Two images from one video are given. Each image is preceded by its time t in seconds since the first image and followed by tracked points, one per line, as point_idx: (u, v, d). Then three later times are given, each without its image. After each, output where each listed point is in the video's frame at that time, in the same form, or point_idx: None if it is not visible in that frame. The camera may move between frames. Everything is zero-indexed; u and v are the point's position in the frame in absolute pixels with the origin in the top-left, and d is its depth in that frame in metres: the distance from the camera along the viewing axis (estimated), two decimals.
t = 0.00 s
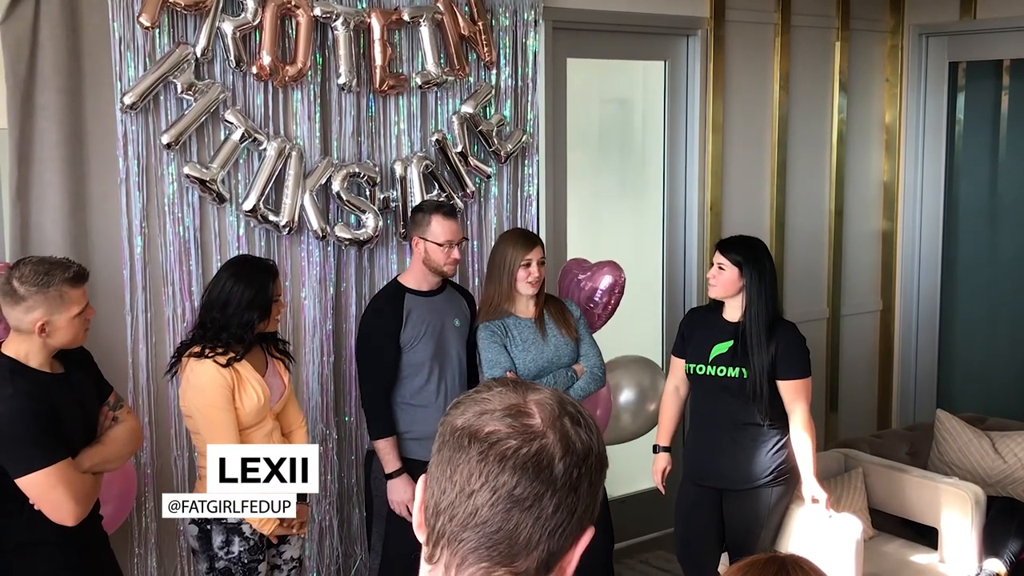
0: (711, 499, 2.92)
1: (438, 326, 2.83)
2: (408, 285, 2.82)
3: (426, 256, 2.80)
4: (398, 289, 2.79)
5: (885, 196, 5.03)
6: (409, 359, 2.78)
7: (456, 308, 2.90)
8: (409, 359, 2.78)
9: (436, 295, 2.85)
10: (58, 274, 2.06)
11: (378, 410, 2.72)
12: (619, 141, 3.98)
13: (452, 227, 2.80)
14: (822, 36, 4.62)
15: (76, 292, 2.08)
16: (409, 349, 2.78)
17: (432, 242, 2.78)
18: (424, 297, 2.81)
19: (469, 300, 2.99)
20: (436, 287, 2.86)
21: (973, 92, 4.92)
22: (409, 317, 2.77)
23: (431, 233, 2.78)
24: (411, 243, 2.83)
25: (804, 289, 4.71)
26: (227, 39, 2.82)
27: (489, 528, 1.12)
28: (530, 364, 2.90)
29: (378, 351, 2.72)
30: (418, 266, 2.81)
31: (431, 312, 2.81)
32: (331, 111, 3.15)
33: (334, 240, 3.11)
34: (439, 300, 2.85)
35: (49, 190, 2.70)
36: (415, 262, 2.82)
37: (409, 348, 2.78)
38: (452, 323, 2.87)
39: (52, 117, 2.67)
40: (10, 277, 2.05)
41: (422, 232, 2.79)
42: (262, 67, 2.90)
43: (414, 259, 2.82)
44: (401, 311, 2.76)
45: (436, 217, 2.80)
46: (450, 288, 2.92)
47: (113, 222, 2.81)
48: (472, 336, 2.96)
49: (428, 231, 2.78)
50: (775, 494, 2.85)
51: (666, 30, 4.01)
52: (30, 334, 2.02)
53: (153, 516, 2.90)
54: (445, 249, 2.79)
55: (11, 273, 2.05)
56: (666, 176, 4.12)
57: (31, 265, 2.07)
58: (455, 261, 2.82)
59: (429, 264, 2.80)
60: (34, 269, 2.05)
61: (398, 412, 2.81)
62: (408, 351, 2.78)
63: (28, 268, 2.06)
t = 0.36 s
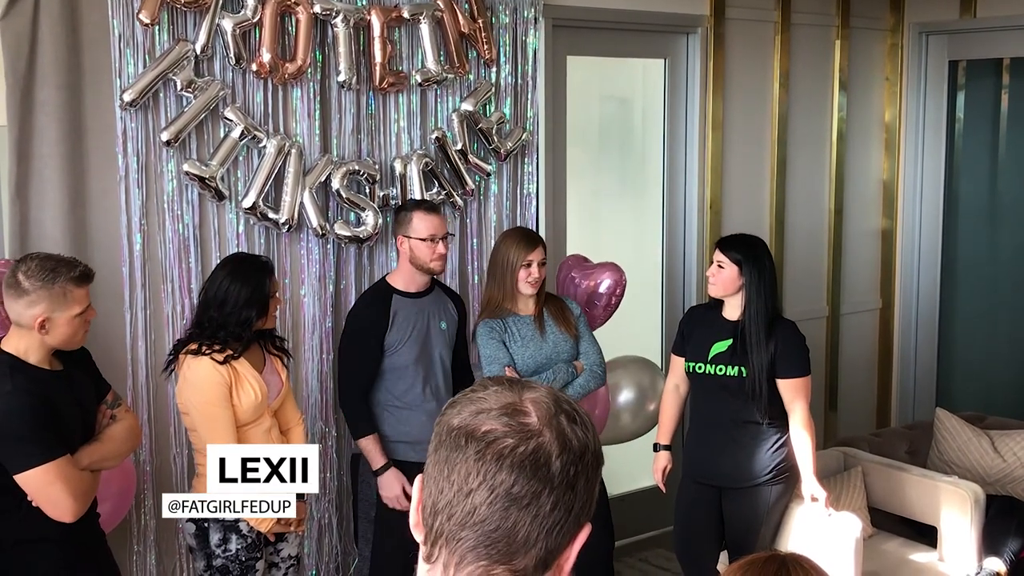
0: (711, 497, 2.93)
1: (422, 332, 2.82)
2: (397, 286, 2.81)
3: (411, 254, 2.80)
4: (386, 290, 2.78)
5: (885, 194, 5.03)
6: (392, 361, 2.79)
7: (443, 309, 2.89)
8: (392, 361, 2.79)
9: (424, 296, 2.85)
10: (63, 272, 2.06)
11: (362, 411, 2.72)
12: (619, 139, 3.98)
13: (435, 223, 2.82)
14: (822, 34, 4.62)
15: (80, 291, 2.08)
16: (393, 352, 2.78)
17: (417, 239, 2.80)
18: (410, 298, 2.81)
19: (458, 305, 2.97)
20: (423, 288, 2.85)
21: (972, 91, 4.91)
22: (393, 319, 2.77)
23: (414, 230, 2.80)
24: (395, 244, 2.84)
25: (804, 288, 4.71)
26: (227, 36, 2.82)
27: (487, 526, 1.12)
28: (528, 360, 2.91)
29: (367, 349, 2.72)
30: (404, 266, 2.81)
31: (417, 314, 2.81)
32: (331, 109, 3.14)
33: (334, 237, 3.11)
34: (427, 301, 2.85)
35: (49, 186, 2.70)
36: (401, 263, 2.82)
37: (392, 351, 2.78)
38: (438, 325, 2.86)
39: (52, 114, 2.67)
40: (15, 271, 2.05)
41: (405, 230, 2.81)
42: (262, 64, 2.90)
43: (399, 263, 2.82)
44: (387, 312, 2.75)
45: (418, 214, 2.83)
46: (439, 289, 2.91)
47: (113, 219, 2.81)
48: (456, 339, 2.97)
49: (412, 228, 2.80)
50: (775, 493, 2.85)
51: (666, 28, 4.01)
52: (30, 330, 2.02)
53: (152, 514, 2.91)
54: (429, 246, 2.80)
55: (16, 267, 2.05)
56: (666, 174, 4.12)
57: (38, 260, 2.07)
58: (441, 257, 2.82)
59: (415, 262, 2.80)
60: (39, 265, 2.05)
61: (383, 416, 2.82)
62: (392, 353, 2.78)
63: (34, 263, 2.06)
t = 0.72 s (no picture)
0: (709, 493, 2.93)
1: (424, 323, 2.83)
2: (396, 280, 2.81)
3: (415, 249, 2.79)
4: (386, 284, 2.78)
5: (884, 190, 5.02)
6: (396, 356, 2.79)
7: (443, 304, 2.89)
8: (395, 356, 2.79)
9: (424, 291, 2.84)
10: (60, 266, 2.07)
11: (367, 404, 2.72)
12: (619, 135, 3.97)
13: (439, 219, 2.82)
14: (822, 30, 4.61)
15: (76, 286, 2.08)
16: (396, 346, 2.79)
17: (420, 234, 2.79)
18: (412, 294, 2.81)
19: (458, 299, 2.97)
20: (425, 283, 2.86)
21: (972, 87, 4.93)
22: (397, 314, 2.77)
23: (418, 226, 2.80)
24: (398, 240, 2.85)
25: (804, 284, 4.71)
26: (225, 31, 2.82)
27: (485, 529, 1.11)
28: (525, 358, 2.91)
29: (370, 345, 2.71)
30: (408, 261, 2.81)
31: (419, 310, 2.81)
32: (330, 104, 3.14)
33: (332, 233, 3.11)
34: (427, 296, 2.85)
35: (47, 182, 2.69)
36: (403, 257, 2.81)
37: (396, 346, 2.79)
38: (441, 320, 2.87)
39: (50, 109, 2.67)
40: (12, 265, 2.05)
41: (409, 226, 2.80)
42: (261, 59, 2.89)
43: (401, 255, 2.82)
44: (390, 307, 2.76)
45: (422, 210, 2.82)
46: (439, 284, 2.91)
47: (111, 214, 2.81)
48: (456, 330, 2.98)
49: (415, 224, 2.79)
50: (774, 488, 2.85)
51: (666, 24, 4.00)
52: (26, 323, 2.01)
53: (151, 510, 2.91)
54: (434, 241, 2.80)
55: (13, 261, 2.06)
56: (666, 170, 4.12)
57: (34, 255, 2.07)
58: (444, 253, 2.82)
59: (418, 258, 2.80)
60: (36, 259, 2.06)
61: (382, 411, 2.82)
62: (395, 348, 2.79)
63: (30, 257, 2.07)
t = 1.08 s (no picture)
0: (706, 489, 2.93)
1: (427, 316, 2.82)
2: (397, 275, 2.81)
3: (420, 243, 2.80)
4: (387, 280, 2.78)
5: (883, 185, 5.04)
6: (399, 350, 2.79)
7: (446, 297, 2.89)
8: (398, 350, 2.79)
9: (426, 285, 2.84)
10: (53, 265, 2.06)
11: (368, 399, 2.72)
12: (617, 130, 3.97)
13: (442, 212, 2.84)
14: (820, 25, 4.60)
15: (68, 287, 2.08)
16: (398, 340, 2.79)
17: (425, 227, 2.81)
18: (414, 287, 2.81)
19: (461, 292, 2.97)
20: (427, 277, 2.86)
21: (970, 82, 4.90)
22: (399, 309, 2.77)
23: (421, 219, 2.82)
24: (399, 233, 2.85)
25: (802, 279, 4.70)
26: (223, 26, 2.82)
27: (479, 532, 1.10)
28: (524, 355, 2.91)
29: (368, 341, 2.72)
30: (410, 255, 2.81)
31: (421, 303, 2.81)
32: (328, 100, 3.14)
33: (330, 229, 3.11)
34: (429, 289, 2.85)
35: (44, 178, 2.69)
36: (405, 252, 2.81)
37: (398, 339, 2.79)
38: (443, 313, 2.87)
39: (47, 105, 2.66)
40: (6, 256, 2.05)
41: (411, 220, 2.82)
42: (259, 54, 2.89)
43: (403, 249, 2.82)
44: (392, 301, 2.76)
45: (425, 204, 2.84)
46: (440, 277, 2.91)
47: (108, 210, 2.80)
48: (460, 321, 2.97)
49: (420, 218, 2.81)
50: (773, 483, 2.85)
51: (665, 19, 3.99)
52: (10, 315, 2.00)
53: (149, 506, 2.91)
54: (439, 236, 2.81)
55: (9, 253, 2.05)
56: (664, 165, 4.12)
57: (30, 249, 2.07)
58: (448, 247, 2.83)
59: (422, 251, 2.81)
60: (30, 254, 2.05)
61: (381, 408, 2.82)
62: (397, 342, 2.79)
63: (26, 251, 2.06)
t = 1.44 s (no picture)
0: (704, 485, 2.92)
1: (426, 312, 2.82)
2: (397, 270, 2.80)
3: (425, 239, 2.79)
4: (386, 275, 2.77)
5: (879, 180, 5.05)
6: (398, 345, 2.79)
7: (446, 293, 2.88)
8: (397, 345, 2.79)
9: (426, 280, 2.83)
10: (86, 302, 2.01)
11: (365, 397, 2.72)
12: (613, 126, 3.96)
13: (448, 209, 2.83)
14: (817, 20, 4.59)
15: (88, 329, 2.02)
16: (397, 335, 2.79)
17: (432, 224, 2.80)
18: (414, 283, 2.80)
19: (461, 287, 2.95)
20: (426, 272, 2.85)
21: (967, 78, 4.90)
22: (398, 304, 2.76)
23: (429, 217, 2.80)
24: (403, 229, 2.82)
25: (799, 274, 4.70)
26: (219, 21, 2.81)
27: (481, 532, 1.09)
28: (521, 351, 2.91)
29: (371, 330, 2.72)
30: (412, 250, 2.80)
31: (420, 299, 2.80)
32: (324, 96, 3.13)
33: (327, 224, 3.10)
34: (428, 285, 2.84)
35: (39, 174, 2.68)
36: (407, 247, 2.80)
37: (397, 335, 2.78)
38: (443, 309, 2.86)
39: (42, 100, 2.65)
40: (50, 273, 2.02)
41: (420, 216, 2.80)
42: (254, 50, 2.88)
43: (405, 244, 2.81)
44: (391, 296, 2.75)
45: (431, 201, 2.82)
46: (440, 273, 2.90)
47: (104, 207, 2.79)
48: (461, 317, 2.96)
49: (426, 215, 2.79)
50: (770, 479, 2.85)
51: (662, 14, 3.99)
52: (21, 322, 1.94)
53: (145, 502, 2.90)
54: (444, 232, 2.81)
55: (53, 271, 2.03)
56: (660, 162, 4.12)
57: (77, 276, 2.04)
58: (453, 244, 2.84)
59: (427, 247, 2.80)
60: (73, 278, 2.02)
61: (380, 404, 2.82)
62: (396, 337, 2.78)
63: (73, 277, 2.04)
